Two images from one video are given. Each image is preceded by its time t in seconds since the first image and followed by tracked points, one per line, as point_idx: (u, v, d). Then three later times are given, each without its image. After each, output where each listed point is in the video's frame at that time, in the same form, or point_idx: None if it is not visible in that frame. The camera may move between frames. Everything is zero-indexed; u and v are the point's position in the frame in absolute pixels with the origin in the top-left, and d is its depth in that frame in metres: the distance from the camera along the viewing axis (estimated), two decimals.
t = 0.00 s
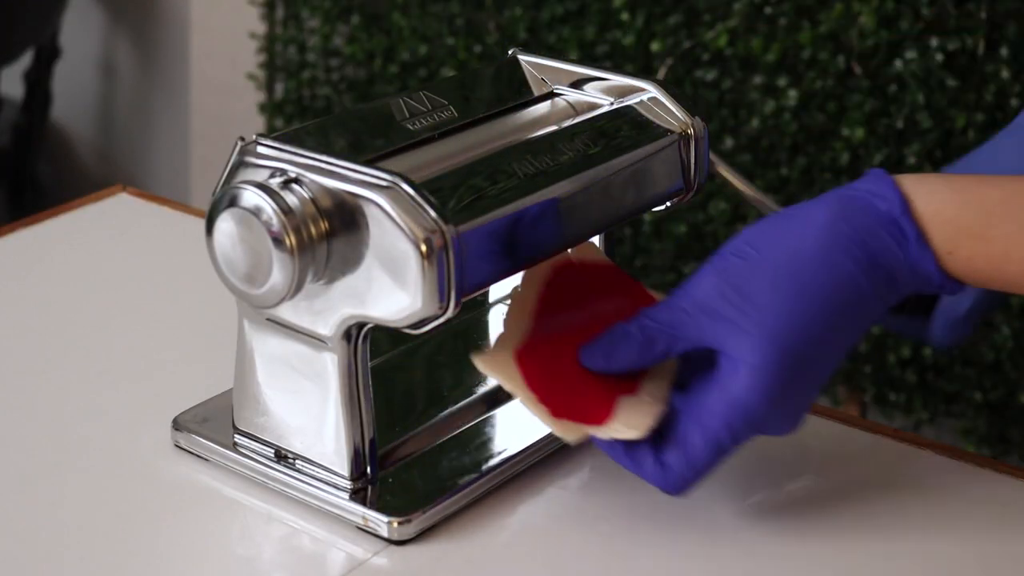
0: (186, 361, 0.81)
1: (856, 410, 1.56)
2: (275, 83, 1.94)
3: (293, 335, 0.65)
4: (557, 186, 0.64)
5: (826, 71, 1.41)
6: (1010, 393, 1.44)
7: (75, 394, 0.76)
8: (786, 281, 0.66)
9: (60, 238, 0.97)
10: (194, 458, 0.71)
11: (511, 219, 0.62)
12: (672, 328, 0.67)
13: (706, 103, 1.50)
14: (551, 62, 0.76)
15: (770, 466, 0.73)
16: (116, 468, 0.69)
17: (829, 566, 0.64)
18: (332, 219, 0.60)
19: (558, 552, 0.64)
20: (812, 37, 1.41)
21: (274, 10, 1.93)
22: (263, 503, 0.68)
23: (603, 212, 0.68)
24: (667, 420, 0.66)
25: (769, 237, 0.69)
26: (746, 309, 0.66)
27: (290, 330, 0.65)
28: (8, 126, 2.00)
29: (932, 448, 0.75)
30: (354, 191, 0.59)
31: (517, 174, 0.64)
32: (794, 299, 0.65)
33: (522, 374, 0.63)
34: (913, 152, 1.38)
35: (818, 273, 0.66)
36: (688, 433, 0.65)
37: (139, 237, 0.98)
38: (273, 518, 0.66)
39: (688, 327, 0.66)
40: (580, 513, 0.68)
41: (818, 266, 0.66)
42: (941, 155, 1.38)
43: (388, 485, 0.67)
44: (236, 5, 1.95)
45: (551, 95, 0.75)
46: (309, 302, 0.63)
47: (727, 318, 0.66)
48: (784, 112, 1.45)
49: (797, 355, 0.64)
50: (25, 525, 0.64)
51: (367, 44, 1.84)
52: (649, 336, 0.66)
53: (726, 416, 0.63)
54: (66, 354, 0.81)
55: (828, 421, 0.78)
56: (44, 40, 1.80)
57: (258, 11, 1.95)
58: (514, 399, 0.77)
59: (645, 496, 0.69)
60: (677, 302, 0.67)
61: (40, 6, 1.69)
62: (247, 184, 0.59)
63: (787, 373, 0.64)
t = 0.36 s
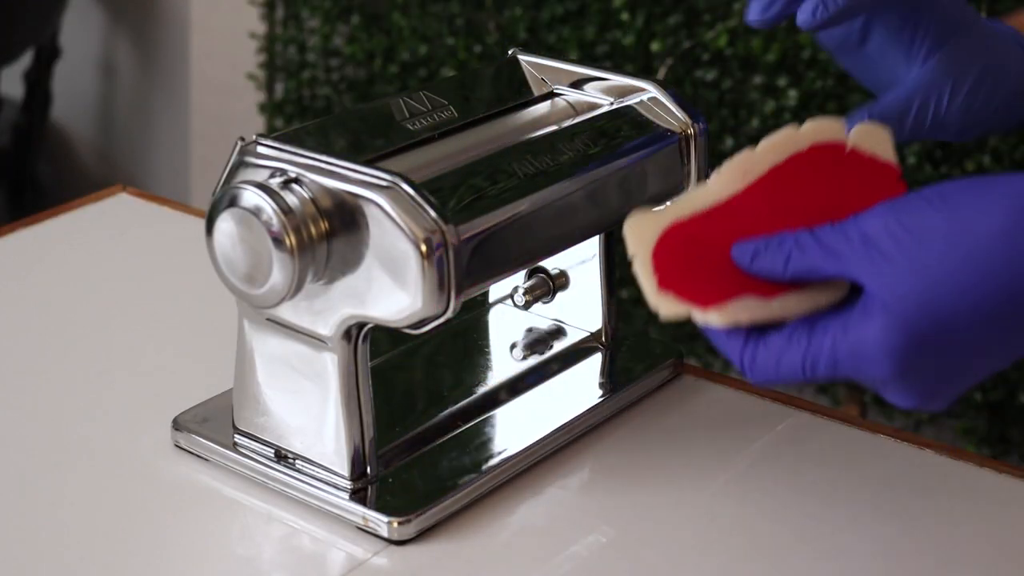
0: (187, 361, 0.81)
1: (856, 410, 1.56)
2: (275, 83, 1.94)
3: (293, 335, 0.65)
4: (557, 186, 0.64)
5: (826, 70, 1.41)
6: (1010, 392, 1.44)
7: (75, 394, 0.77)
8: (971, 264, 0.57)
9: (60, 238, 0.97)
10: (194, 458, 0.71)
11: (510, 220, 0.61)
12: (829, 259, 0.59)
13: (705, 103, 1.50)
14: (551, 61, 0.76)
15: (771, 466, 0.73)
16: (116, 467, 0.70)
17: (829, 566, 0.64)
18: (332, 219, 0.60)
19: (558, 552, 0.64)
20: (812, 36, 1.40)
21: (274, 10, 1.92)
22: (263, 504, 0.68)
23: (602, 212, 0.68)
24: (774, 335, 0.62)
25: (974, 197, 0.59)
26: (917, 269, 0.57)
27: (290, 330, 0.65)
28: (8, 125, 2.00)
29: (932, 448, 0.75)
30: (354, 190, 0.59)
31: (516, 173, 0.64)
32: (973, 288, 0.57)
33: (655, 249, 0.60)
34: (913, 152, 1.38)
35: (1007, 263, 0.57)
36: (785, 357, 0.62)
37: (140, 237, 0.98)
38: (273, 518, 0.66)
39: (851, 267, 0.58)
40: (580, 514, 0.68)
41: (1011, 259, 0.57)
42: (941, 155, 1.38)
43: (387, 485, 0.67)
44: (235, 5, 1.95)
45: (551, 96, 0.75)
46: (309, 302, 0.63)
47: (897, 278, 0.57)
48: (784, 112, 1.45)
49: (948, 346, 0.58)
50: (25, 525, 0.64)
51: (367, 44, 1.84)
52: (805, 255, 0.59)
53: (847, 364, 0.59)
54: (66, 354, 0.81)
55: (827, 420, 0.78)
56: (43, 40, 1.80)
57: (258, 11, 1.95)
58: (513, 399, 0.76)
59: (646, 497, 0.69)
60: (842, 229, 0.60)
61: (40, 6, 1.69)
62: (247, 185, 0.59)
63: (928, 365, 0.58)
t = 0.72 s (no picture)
0: (187, 362, 0.81)
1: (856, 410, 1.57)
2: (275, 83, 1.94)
3: (293, 335, 0.65)
4: (557, 186, 0.64)
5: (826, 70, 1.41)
6: (1010, 392, 1.44)
7: (75, 394, 0.77)
8: (962, 192, 0.59)
9: (60, 238, 0.97)
10: (194, 458, 0.71)
11: (510, 219, 0.62)
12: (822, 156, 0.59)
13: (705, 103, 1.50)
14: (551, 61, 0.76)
15: (771, 467, 0.73)
16: (116, 467, 0.70)
17: (830, 566, 0.64)
18: (332, 219, 0.60)
19: (558, 552, 0.64)
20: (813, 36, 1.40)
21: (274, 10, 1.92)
22: (263, 503, 0.68)
23: (603, 210, 0.68)
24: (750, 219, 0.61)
25: (976, 131, 0.59)
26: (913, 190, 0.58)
27: (290, 330, 0.65)
28: (8, 125, 2.00)
29: (932, 448, 0.75)
30: (353, 190, 0.59)
31: (516, 174, 0.64)
32: (955, 223, 0.58)
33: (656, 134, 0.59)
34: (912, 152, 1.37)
35: (996, 210, 0.59)
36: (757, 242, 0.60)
37: (139, 237, 0.98)
38: (273, 518, 0.66)
39: (843, 172, 0.59)
40: (580, 514, 0.68)
41: (998, 193, 0.58)
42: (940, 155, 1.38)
43: (387, 485, 0.67)
44: (235, 5, 1.95)
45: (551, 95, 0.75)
46: (309, 302, 0.63)
47: (895, 204, 0.58)
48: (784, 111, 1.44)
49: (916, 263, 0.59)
50: (25, 525, 0.64)
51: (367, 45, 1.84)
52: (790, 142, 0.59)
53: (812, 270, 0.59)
54: (65, 355, 0.81)
55: (828, 420, 0.78)
56: (43, 40, 1.80)
57: (258, 11, 1.95)
58: (513, 399, 0.76)
59: (645, 497, 0.69)
60: (842, 130, 0.60)
61: (40, 6, 1.69)
62: (247, 184, 0.59)
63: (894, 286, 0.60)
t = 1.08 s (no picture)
0: (186, 363, 0.81)
1: (856, 410, 1.57)
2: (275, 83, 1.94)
3: (293, 335, 0.65)
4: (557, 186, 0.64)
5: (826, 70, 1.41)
6: (1009, 392, 1.44)
7: (75, 394, 0.77)
8: (834, 90, 0.57)
9: (59, 238, 0.96)
10: (194, 458, 0.71)
11: (510, 219, 0.62)
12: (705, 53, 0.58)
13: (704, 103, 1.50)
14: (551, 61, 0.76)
15: (771, 467, 0.73)
16: (116, 467, 0.70)
17: (830, 566, 0.64)
18: (332, 219, 0.60)
19: (559, 552, 0.64)
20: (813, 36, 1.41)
21: (274, 10, 1.92)
22: (263, 503, 0.68)
23: (604, 210, 0.68)
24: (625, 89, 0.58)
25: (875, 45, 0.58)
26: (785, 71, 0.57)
27: (290, 330, 0.65)
28: (8, 125, 2.00)
29: (932, 448, 0.75)
30: (354, 190, 0.59)
31: (517, 173, 0.64)
32: (823, 108, 0.57)
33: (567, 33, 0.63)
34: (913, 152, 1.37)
35: (872, 113, 0.57)
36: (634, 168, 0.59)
37: (139, 237, 0.98)
38: (272, 518, 0.66)
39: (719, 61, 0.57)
40: (580, 514, 0.68)
41: (873, 103, 0.57)
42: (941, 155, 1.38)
43: (387, 486, 0.67)
44: (235, 5, 1.95)
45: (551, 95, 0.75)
46: (309, 302, 0.63)
47: (787, 77, 0.57)
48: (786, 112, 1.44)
49: (779, 146, 0.56)
50: (25, 524, 0.64)
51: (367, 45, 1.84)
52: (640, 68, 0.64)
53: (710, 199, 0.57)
54: (65, 355, 0.81)
55: (827, 420, 0.78)
56: (43, 39, 1.80)
57: (259, 11, 1.95)
58: (513, 399, 0.76)
59: (645, 496, 0.69)
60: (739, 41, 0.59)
61: (40, 6, 1.69)
62: (247, 184, 0.59)
63: (755, 155, 0.56)
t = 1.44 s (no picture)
0: (186, 363, 0.81)
1: (856, 411, 1.57)
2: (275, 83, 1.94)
3: (293, 335, 0.65)
4: (558, 186, 0.64)
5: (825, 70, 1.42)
6: (1009, 392, 1.45)
7: (75, 395, 0.76)
8: None
9: (59, 238, 0.96)
10: (194, 459, 0.71)
11: (512, 220, 0.62)
12: None
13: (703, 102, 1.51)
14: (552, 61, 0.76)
15: (771, 467, 0.72)
16: (116, 467, 0.70)
17: (830, 566, 0.64)
18: (332, 219, 0.60)
19: (559, 552, 0.64)
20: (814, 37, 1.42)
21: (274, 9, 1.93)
22: (263, 504, 0.68)
23: (604, 211, 0.68)
24: None
25: None
26: None
27: (290, 331, 0.65)
28: (8, 125, 2.00)
29: (932, 448, 0.75)
30: (354, 190, 0.59)
31: (518, 173, 0.64)
32: None
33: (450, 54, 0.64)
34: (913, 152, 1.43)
35: None
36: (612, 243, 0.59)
37: (139, 237, 0.98)
38: (272, 518, 0.66)
39: None
40: (580, 514, 0.68)
41: None
42: (941, 155, 1.42)
43: (387, 486, 0.67)
44: (235, 5, 1.95)
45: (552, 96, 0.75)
46: (309, 302, 0.63)
47: None
48: (784, 112, 1.51)
49: None
50: (25, 524, 0.64)
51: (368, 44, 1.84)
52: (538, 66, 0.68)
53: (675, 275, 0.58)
54: (65, 355, 0.81)
55: (827, 420, 0.78)
56: (43, 39, 1.80)
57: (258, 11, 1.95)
58: (513, 399, 0.76)
59: (645, 497, 0.69)
60: None
61: (40, 6, 1.69)
62: (247, 185, 0.60)
63: None
